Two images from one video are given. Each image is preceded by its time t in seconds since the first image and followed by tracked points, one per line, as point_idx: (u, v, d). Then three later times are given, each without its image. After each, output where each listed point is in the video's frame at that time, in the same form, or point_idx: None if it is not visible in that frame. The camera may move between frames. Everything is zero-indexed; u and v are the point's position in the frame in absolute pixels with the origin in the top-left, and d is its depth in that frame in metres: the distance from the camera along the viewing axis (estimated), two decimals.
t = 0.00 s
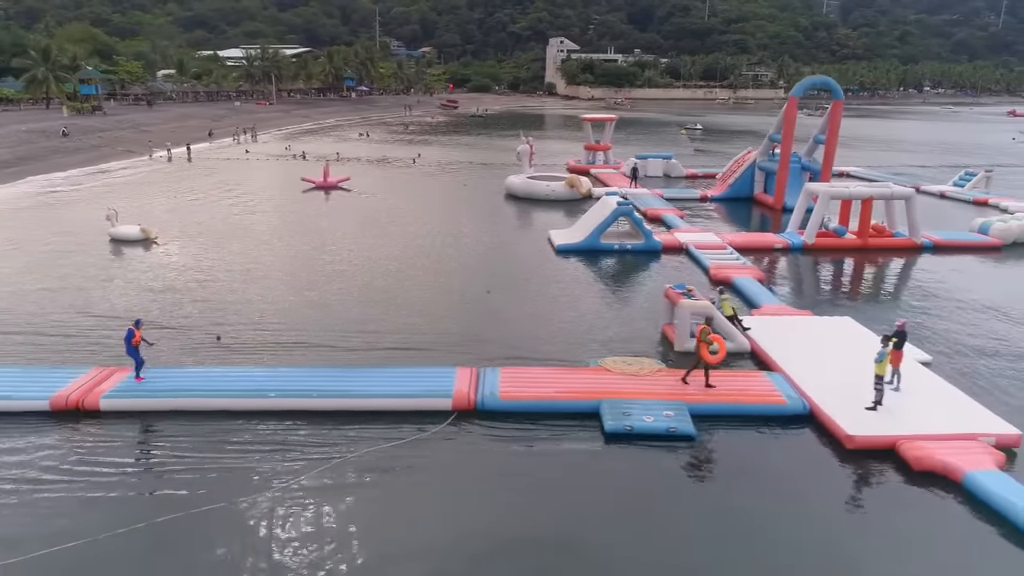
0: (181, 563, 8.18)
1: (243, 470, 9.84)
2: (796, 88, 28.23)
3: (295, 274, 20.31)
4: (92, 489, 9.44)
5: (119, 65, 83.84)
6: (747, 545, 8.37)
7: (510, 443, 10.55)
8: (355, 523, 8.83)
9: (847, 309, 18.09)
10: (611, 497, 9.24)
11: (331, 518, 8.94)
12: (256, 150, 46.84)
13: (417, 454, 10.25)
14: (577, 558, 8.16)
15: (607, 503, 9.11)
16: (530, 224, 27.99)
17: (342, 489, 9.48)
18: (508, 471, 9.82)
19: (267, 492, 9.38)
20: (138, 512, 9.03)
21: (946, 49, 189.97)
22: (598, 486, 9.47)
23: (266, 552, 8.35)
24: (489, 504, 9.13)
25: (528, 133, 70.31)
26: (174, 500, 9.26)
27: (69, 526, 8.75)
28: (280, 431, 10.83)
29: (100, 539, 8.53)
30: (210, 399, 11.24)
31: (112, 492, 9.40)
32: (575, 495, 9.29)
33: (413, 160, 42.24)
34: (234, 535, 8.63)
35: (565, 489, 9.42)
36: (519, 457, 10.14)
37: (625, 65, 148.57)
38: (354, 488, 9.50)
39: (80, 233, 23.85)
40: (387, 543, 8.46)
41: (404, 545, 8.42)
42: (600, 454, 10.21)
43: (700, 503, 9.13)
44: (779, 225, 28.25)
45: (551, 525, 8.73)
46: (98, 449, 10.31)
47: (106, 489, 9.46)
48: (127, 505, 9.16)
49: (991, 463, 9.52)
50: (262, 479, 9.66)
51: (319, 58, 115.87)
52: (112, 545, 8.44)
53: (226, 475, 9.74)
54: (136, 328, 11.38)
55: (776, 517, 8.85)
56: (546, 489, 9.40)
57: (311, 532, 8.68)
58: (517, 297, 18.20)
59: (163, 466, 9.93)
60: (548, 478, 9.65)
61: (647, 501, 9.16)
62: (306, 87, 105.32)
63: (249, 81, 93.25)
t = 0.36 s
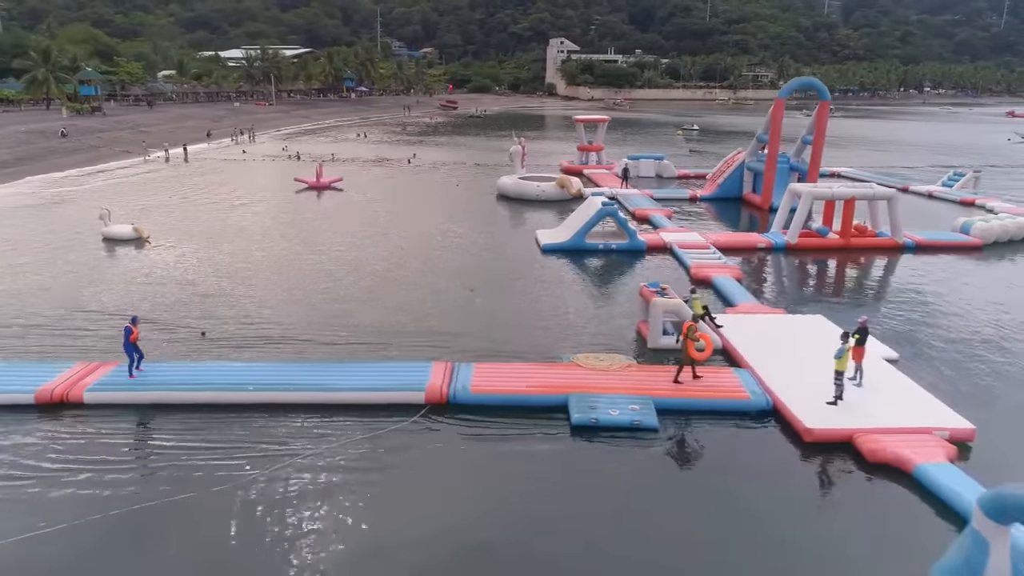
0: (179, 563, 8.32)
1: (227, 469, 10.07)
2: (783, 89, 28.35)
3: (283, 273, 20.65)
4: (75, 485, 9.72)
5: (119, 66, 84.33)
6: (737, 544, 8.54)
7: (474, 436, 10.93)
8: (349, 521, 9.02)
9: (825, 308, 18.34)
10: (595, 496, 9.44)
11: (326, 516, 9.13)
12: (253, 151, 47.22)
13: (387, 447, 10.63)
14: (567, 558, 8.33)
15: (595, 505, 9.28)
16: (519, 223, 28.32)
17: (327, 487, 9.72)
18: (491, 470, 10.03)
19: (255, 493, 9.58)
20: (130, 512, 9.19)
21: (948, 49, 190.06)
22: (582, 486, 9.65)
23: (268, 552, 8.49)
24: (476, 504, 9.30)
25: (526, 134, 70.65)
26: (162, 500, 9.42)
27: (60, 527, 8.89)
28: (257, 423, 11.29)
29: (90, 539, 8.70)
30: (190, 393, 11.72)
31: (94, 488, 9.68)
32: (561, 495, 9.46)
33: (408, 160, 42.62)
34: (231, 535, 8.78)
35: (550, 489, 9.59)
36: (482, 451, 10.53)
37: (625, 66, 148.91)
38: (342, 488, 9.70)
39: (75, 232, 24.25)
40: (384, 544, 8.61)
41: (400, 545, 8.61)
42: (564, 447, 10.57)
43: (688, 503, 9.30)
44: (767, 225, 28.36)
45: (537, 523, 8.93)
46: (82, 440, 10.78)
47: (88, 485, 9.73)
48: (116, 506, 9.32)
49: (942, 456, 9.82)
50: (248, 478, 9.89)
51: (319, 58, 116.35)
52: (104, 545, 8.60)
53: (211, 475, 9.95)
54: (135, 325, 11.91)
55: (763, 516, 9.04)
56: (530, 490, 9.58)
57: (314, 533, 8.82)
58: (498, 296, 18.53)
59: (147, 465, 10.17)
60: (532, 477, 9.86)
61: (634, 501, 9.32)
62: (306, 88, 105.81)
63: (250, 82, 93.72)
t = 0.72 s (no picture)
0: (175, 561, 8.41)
1: (213, 469, 10.22)
2: (773, 90, 28.58)
3: (274, 270, 20.94)
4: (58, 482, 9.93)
5: (122, 66, 84.79)
6: (726, 541, 8.68)
7: (447, 430, 11.26)
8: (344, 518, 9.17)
9: (806, 306, 18.53)
10: (583, 494, 9.58)
11: (321, 513, 9.28)
12: (252, 151, 47.56)
13: (365, 443, 10.90)
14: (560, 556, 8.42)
15: (584, 502, 9.40)
16: (511, 223, 28.59)
17: (318, 486, 9.87)
18: (475, 467, 10.19)
19: (246, 494, 9.71)
20: (120, 512, 9.30)
21: (953, 49, 189.67)
22: (567, 485, 9.81)
23: (269, 551, 8.59)
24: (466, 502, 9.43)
25: (526, 134, 70.91)
26: (152, 501, 9.53)
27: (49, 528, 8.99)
28: (239, 415, 11.70)
29: (80, 539, 8.80)
30: (175, 385, 12.15)
31: (78, 484, 9.90)
32: (549, 493, 9.60)
33: (405, 160, 42.95)
34: (226, 533, 8.90)
35: (536, 487, 9.74)
36: (455, 445, 10.83)
37: (628, 66, 148.97)
38: (332, 486, 9.86)
39: (72, 231, 24.61)
40: (363, 535, 8.86)
41: (398, 542, 8.71)
42: (536, 443, 10.84)
43: (675, 500, 9.44)
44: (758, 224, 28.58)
45: (525, 521, 9.06)
46: (68, 430, 11.24)
47: (71, 481, 9.96)
48: (106, 506, 9.41)
49: (899, 449, 10.10)
50: (236, 478, 10.04)
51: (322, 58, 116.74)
52: (96, 545, 8.69)
53: (198, 475, 10.10)
54: (134, 318, 12.36)
55: (747, 512, 9.22)
56: (517, 488, 9.71)
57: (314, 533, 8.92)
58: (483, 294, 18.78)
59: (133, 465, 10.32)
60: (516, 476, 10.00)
61: (621, 499, 9.46)
62: (309, 88, 106.25)
63: (252, 82, 94.22)
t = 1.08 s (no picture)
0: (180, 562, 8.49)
1: (208, 471, 10.35)
2: (767, 91, 28.84)
3: (269, 267, 21.33)
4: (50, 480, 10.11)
5: (130, 66, 85.50)
6: (720, 542, 8.79)
7: (426, 421, 11.66)
8: (348, 520, 9.26)
9: (791, 305, 18.73)
10: (567, 490, 9.79)
11: (315, 510, 9.51)
12: (255, 151, 48.02)
13: (349, 439, 11.17)
14: (560, 559, 8.49)
15: (580, 506, 9.49)
16: (506, 222, 28.89)
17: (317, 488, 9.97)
18: (466, 467, 10.32)
19: (243, 495, 9.81)
20: (119, 516, 9.36)
21: (963, 49, 188.52)
22: (540, 475, 10.16)
23: (278, 554, 8.66)
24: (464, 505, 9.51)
25: (529, 134, 71.09)
26: (149, 504, 9.62)
27: (48, 531, 9.06)
28: (227, 405, 12.18)
29: (78, 541, 8.89)
30: (167, 377, 12.63)
31: (70, 480, 10.14)
32: (543, 496, 9.68)
33: (406, 159, 43.30)
34: (228, 534, 9.00)
35: (527, 487, 9.85)
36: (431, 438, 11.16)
37: (634, 66, 148.95)
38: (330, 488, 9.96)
39: (74, 228, 25.11)
40: (339, 522, 9.23)
41: (390, 538, 8.91)
42: (513, 437, 11.12)
43: (643, 491, 9.77)
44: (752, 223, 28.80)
45: (521, 522, 9.15)
46: (62, 418, 11.72)
47: (63, 478, 10.16)
48: (103, 510, 9.48)
49: (863, 441, 10.38)
50: (231, 479, 10.16)
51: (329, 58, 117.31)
52: (96, 547, 8.75)
53: (193, 477, 10.21)
54: (139, 315, 12.67)
55: (712, 503, 9.54)
56: (509, 489, 9.81)
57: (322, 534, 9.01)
58: (472, 292, 19.12)
59: (127, 466, 10.44)
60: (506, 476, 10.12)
61: (591, 490, 9.79)
62: (315, 88, 106.84)
63: (259, 82, 94.87)
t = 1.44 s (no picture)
0: (184, 561, 8.58)
1: (207, 470, 10.47)
2: (767, 91, 29.11)
3: (272, 264, 21.74)
4: (48, 478, 10.25)
5: (145, 66, 86.63)
6: (707, 541, 8.92)
7: (413, 413, 12.02)
8: (354, 519, 9.34)
9: (784, 305, 18.85)
10: (547, 483, 10.08)
11: (301, 498, 9.83)
12: (265, 151, 48.60)
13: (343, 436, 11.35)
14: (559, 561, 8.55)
15: (577, 508, 9.58)
16: (508, 221, 29.17)
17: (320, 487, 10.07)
18: (459, 465, 10.48)
19: (244, 493, 9.93)
20: (119, 515, 9.47)
21: (980, 49, 186.57)
22: (521, 468, 10.45)
23: (279, 551, 8.75)
24: (465, 506, 9.60)
25: (539, 134, 71.29)
26: (148, 502, 9.73)
27: (49, 531, 9.15)
28: (223, 397, 12.62)
29: (78, 539, 9.00)
30: (165, 369, 13.10)
31: (69, 469, 10.53)
32: (540, 498, 9.76)
33: (413, 159, 43.69)
34: (230, 533, 9.12)
35: (516, 483, 10.06)
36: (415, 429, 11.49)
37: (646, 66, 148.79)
38: (332, 488, 10.04)
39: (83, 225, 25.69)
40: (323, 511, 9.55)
41: (370, 526, 9.22)
42: (496, 431, 11.42)
43: (622, 486, 10.03)
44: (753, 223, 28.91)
45: (519, 527, 9.21)
46: (65, 407, 12.22)
47: (62, 474, 10.37)
48: (104, 509, 9.58)
49: (835, 437, 10.59)
50: (231, 477, 10.29)
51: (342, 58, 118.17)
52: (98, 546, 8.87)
53: (192, 476, 10.33)
54: (157, 306, 13.39)
55: (688, 498, 9.78)
56: (506, 491, 9.88)
57: (328, 532, 9.09)
58: (468, 289, 19.42)
59: (127, 465, 10.58)
60: (501, 478, 10.18)
61: (570, 484, 10.08)
62: (328, 88, 107.67)
63: (272, 83, 95.80)
